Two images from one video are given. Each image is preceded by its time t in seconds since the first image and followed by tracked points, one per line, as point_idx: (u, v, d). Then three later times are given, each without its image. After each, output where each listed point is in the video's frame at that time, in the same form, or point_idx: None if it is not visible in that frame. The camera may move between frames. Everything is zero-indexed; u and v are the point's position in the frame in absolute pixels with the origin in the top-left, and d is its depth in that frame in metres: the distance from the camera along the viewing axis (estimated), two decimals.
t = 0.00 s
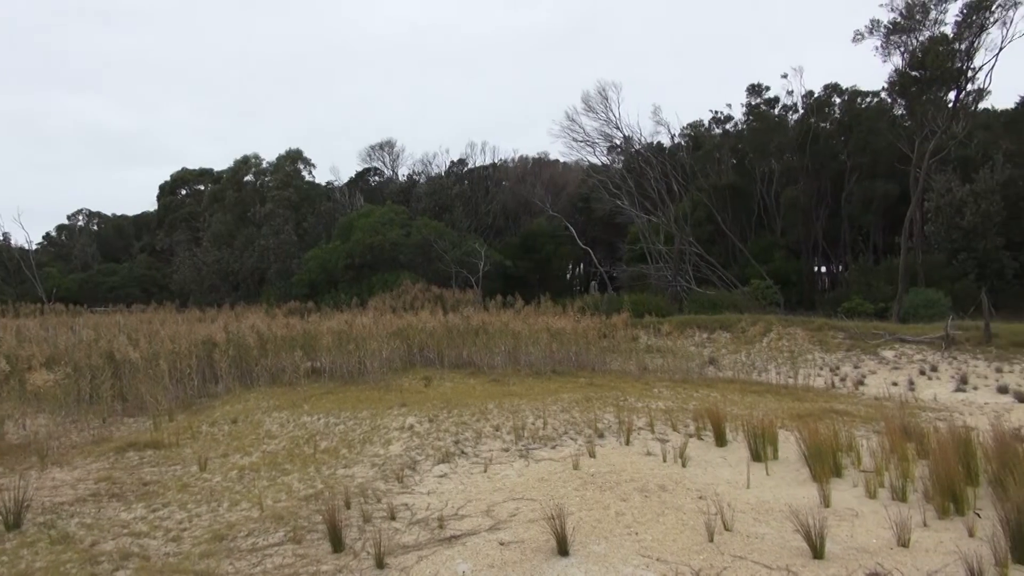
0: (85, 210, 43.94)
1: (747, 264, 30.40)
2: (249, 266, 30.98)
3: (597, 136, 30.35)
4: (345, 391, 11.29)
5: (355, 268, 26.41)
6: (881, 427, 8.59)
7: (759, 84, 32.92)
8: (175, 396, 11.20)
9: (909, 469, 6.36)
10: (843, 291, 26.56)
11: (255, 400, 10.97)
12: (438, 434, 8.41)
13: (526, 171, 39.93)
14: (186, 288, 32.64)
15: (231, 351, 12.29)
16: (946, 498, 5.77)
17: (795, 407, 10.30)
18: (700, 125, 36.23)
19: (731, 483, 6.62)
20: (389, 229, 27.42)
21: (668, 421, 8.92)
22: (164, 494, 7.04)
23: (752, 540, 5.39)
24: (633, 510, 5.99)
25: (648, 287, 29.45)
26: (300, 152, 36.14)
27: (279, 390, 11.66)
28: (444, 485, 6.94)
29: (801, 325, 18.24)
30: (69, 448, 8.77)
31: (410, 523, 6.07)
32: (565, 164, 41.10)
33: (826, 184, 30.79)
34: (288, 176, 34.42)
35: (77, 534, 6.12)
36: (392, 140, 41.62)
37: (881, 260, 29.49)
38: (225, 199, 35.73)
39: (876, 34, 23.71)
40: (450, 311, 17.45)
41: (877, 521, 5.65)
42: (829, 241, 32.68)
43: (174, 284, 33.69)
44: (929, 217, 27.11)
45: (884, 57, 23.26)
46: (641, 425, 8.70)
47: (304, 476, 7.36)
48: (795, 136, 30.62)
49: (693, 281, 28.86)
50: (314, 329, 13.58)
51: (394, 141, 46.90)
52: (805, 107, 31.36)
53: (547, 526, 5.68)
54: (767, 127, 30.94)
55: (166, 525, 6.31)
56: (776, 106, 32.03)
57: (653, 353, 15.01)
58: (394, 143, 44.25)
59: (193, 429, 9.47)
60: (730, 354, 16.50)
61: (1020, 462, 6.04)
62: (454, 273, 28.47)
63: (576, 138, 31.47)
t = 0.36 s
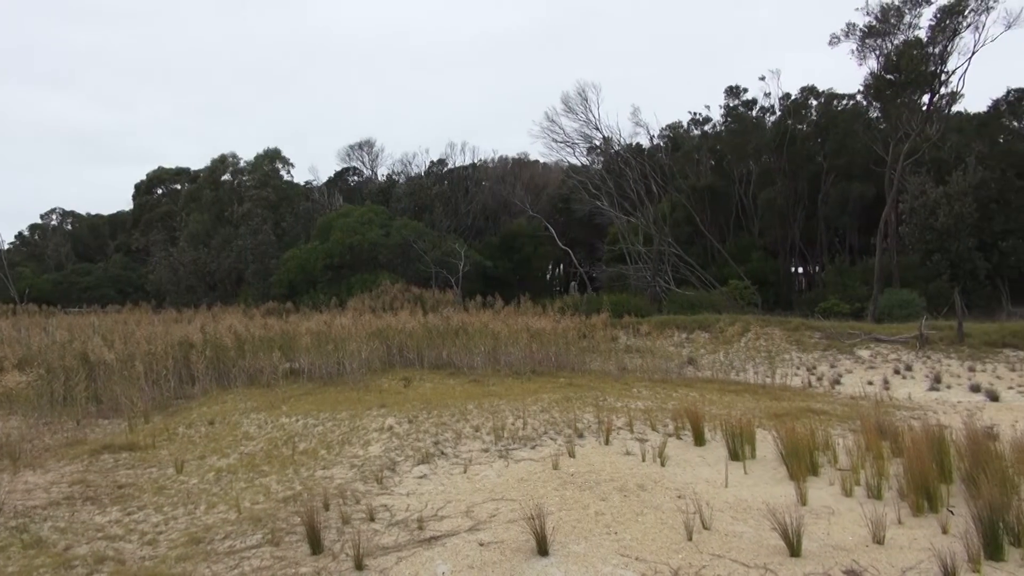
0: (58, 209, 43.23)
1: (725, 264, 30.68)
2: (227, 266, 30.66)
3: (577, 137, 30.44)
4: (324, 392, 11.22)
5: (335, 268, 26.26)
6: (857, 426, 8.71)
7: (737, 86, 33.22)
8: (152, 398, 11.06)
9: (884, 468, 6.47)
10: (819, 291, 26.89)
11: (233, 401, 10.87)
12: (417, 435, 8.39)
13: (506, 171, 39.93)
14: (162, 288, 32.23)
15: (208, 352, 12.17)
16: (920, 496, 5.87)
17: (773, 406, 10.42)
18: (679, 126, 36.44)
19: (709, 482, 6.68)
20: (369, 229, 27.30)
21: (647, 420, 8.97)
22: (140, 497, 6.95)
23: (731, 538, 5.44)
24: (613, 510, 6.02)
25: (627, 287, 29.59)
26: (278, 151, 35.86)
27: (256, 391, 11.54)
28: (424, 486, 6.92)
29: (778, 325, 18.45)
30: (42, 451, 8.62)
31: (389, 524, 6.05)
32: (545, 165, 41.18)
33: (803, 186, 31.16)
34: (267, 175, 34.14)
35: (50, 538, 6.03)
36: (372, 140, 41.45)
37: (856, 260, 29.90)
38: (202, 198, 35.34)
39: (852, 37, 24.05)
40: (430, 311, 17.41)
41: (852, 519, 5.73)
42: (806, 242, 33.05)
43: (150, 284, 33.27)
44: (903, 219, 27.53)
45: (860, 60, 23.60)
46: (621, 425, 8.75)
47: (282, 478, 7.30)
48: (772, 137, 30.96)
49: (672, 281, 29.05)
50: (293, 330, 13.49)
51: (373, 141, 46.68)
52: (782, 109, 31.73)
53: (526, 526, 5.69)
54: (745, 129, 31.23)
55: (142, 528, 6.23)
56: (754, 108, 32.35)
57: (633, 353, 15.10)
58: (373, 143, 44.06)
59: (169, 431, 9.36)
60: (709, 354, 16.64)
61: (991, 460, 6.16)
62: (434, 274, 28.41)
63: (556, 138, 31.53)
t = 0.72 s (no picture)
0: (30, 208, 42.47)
1: (703, 265, 30.94)
2: (203, 266, 30.31)
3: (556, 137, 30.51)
4: (302, 393, 11.14)
5: (313, 268, 26.08)
6: (832, 425, 8.83)
7: (715, 88, 33.50)
8: (126, 399, 10.90)
9: (858, 466, 6.55)
10: (795, 291, 27.20)
11: (209, 403, 10.76)
12: (396, 436, 8.36)
13: (485, 171, 39.91)
14: (137, 288, 31.79)
15: (185, 353, 12.05)
16: (894, 493, 5.96)
17: (750, 406, 10.52)
18: (658, 127, 36.64)
19: (688, 482, 6.73)
20: (347, 229, 27.16)
21: (625, 420, 9.02)
22: (114, 499, 6.85)
23: (708, 537, 5.49)
24: (591, 510, 6.05)
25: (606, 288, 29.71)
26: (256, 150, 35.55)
27: (232, 393, 11.42)
28: (403, 487, 6.90)
29: (755, 325, 18.65)
30: (13, 454, 8.47)
31: (368, 525, 6.02)
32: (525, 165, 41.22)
33: (779, 187, 31.49)
34: (244, 175, 33.83)
35: (22, 543, 5.93)
36: (350, 139, 41.26)
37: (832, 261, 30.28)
38: (178, 197, 34.91)
39: (828, 40, 24.35)
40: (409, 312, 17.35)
41: (827, 517, 5.80)
42: (782, 243, 33.41)
43: (125, 284, 32.82)
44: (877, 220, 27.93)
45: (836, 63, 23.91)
46: (600, 425, 8.79)
47: (259, 480, 7.24)
48: (749, 139, 31.28)
49: (650, 282, 29.22)
50: (271, 330, 13.38)
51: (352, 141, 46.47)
52: (759, 111, 32.09)
53: (505, 527, 5.70)
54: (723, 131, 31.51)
55: (116, 531, 6.15)
56: (731, 110, 32.65)
57: (612, 353, 15.17)
58: (352, 142, 43.85)
59: (144, 433, 9.24)
60: (687, 354, 16.76)
61: (963, 457, 6.27)
62: (413, 274, 28.33)
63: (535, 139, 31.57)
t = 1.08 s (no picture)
0: None
1: (680, 266, 31.18)
2: (178, 266, 29.92)
3: (535, 138, 30.56)
4: (279, 394, 11.05)
5: (290, 268, 25.86)
6: (807, 423, 8.94)
7: (692, 90, 33.73)
8: (99, 401, 10.73)
9: (833, 464, 6.65)
10: (772, 292, 27.51)
11: (185, 404, 10.62)
12: (374, 436, 8.32)
13: (464, 171, 39.88)
14: (110, 288, 31.31)
15: (160, 354, 11.92)
16: (868, 491, 6.06)
17: (727, 405, 10.61)
18: (635, 128, 36.82)
19: (665, 481, 6.78)
20: (325, 229, 26.99)
21: (603, 420, 9.06)
22: (87, 503, 6.74)
23: (686, 535, 5.54)
24: (570, 509, 6.07)
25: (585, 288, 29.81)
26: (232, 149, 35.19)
27: (208, 394, 11.29)
28: (381, 488, 6.87)
29: (732, 325, 18.83)
30: None
31: (346, 527, 5.99)
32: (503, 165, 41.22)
33: (756, 189, 31.82)
34: (220, 174, 33.50)
35: None
36: (328, 139, 41.05)
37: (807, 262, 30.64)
38: (153, 197, 34.46)
39: (803, 43, 24.69)
40: (387, 312, 17.28)
41: (803, 515, 5.88)
42: (759, 244, 33.75)
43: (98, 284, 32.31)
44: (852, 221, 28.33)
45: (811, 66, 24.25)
46: (578, 424, 8.83)
47: (236, 482, 7.16)
48: (726, 141, 31.56)
49: (629, 282, 29.37)
50: (247, 331, 13.27)
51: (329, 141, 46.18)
52: (736, 112, 32.38)
53: (484, 527, 5.70)
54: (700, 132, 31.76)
55: (89, 535, 6.06)
56: (709, 112, 32.91)
57: (590, 353, 15.24)
58: (330, 142, 43.63)
59: (118, 435, 9.10)
60: (664, 354, 16.87)
61: (935, 455, 6.39)
62: (391, 274, 28.21)
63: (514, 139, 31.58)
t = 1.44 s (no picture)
0: None
1: (659, 266, 31.41)
2: (154, 266, 29.53)
3: (514, 138, 30.58)
4: (255, 395, 10.95)
5: (268, 268, 25.64)
6: (784, 423, 9.05)
7: (671, 91, 33.93)
8: (73, 403, 10.57)
9: (809, 463, 6.74)
10: (749, 292, 27.78)
11: (160, 406, 10.49)
12: (353, 438, 8.28)
13: (443, 171, 39.85)
14: (84, 289, 30.83)
15: (135, 354, 11.79)
16: (843, 489, 6.15)
17: (705, 405, 10.71)
18: (614, 129, 36.95)
19: (644, 480, 6.83)
20: (303, 230, 26.82)
21: (583, 420, 9.09)
22: (60, 506, 6.63)
23: (664, 534, 5.58)
24: (549, 509, 6.09)
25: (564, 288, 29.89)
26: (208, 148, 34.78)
27: (184, 396, 11.16)
28: (360, 489, 6.84)
29: (710, 325, 19.00)
30: None
31: (324, 529, 5.96)
32: (483, 166, 41.19)
33: (733, 190, 32.13)
34: (196, 173, 33.14)
35: None
36: (306, 138, 40.83)
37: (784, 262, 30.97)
38: (128, 196, 34.01)
39: (779, 46, 24.98)
40: (366, 313, 17.20)
41: (780, 513, 5.95)
42: (736, 244, 34.05)
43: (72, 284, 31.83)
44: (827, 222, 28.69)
45: (787, 68, 24.55)
46: (557, 425, 8.85)
47: (212, 484, 7.09)
48: (704, 142, 31.81)
49: (608, 283, 29.51)
50: (224, 332, 13.16)
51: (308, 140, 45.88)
52: (714, 114, 32.61)
53: (463, 528, 5.70)
54: (678, 134, 31.98)
55: (62, 539, 5.97)
56: (687, 113, 33.12)
57: (570, 353, 15.29)
58: (308, 142, 43.38)
59: (92, 437, 8.98)
60: (643, 354, 16.97)
61: (908, 453, 6.51)
62: (370, 274, 28.08)
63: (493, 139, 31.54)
